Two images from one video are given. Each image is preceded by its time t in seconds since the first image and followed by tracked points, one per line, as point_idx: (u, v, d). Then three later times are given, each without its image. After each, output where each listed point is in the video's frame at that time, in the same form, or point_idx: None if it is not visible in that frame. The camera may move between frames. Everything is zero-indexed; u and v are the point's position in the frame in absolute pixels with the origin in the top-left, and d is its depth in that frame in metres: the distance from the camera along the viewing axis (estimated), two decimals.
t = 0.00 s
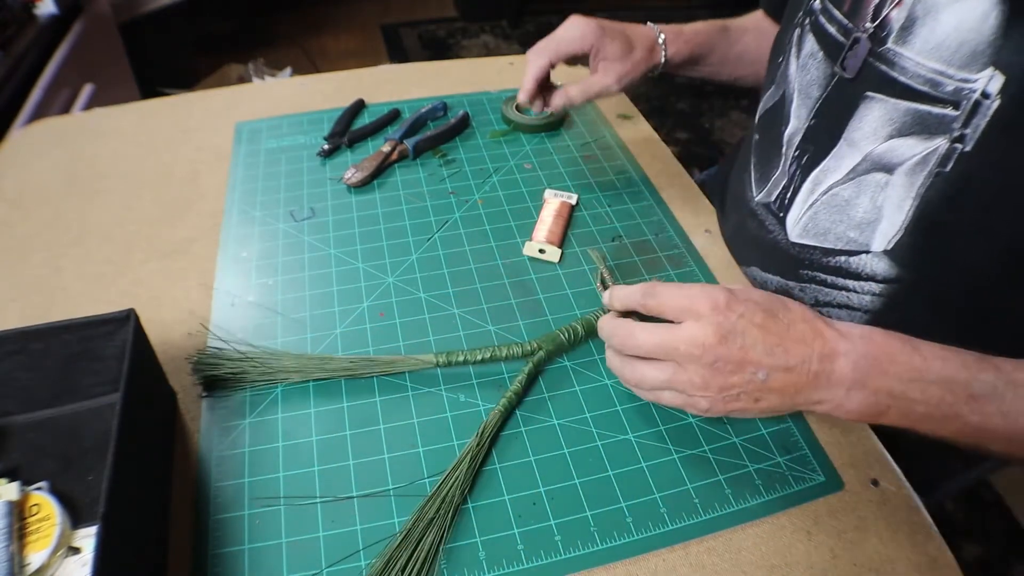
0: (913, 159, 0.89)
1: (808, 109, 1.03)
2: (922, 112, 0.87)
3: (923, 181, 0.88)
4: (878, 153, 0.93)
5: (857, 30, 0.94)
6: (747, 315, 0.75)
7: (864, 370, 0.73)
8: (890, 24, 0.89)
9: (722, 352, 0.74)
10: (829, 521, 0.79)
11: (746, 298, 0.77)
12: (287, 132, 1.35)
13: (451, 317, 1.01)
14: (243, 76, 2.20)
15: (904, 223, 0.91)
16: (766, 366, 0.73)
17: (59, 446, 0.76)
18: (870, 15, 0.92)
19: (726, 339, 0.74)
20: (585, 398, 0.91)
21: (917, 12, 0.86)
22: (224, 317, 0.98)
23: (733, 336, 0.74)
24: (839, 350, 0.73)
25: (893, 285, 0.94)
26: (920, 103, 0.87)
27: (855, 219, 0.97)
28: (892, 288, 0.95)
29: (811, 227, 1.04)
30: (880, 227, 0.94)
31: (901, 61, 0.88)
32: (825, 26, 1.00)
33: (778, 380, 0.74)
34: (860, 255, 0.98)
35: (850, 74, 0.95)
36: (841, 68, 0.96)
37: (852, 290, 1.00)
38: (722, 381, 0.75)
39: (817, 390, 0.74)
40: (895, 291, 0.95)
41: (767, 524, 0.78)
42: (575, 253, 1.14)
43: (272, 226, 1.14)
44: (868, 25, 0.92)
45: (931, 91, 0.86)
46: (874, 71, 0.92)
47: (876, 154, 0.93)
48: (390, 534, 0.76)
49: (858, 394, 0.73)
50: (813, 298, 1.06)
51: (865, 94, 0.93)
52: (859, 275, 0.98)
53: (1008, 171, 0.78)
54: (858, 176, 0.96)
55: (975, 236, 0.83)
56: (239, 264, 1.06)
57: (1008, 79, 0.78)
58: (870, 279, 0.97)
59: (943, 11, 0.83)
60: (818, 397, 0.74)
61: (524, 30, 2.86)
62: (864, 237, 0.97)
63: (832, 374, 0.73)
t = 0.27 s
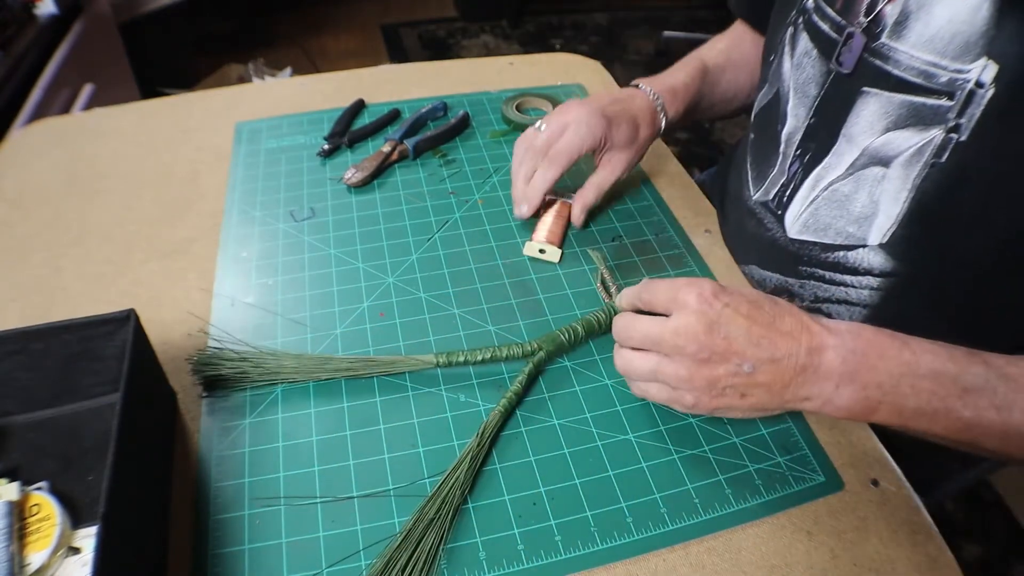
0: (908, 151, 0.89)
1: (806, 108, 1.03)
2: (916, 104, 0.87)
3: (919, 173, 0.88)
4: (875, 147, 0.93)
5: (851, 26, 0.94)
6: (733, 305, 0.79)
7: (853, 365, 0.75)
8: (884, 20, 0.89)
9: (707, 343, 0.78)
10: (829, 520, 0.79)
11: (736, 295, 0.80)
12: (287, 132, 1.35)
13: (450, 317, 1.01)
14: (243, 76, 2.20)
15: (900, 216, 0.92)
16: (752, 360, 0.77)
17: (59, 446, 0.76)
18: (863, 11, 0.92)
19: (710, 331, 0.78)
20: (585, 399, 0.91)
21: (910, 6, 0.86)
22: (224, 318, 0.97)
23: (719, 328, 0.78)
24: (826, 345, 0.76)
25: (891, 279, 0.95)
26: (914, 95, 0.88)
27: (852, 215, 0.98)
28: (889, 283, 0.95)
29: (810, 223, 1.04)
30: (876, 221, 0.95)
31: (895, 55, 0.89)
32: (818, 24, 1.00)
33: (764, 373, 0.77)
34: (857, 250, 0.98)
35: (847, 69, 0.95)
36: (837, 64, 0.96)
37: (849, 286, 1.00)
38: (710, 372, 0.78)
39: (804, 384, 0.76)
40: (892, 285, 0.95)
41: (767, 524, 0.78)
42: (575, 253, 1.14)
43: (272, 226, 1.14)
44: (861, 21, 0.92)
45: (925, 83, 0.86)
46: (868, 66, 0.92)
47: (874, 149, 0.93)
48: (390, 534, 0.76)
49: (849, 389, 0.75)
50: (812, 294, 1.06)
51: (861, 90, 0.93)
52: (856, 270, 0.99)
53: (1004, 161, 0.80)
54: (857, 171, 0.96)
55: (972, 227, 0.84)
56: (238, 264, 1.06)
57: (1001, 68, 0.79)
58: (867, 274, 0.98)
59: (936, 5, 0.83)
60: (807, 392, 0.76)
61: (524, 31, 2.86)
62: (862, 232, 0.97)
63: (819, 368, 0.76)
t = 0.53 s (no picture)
0: (907, 152, 0.89)
1: (805, 110, 1.02)
2: (915, 105, 0.87)
3: (917, 175, 0.88)
4: (874, 149, 0.93)
5: (849, 27, 0.94)
6: (728, 300, 0.79)
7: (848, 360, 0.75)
8: (883, 21, 0.89)
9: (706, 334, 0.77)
10: (829, 520, 0.79)
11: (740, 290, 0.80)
12: (287, 132, 1.35)
13: (450, 317, 1.01)
14: (243, 76, 2.20)
15: (897, 218, 0.92)
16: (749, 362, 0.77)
17: (59, 446, 0.76)
18: (860, 13, 0.92)
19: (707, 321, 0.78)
20: (584, 399, 0.91)
21: (908, 8, 0.86)
22: (224, 318, 0.97)
23: (715, 322, 0.78)
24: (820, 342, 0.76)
25: (890, 280, 0.95)
26: (913, 96, 0.88)
27: (851, 216, 0.98)
28: (889, 284, 0.96)
29: (808, 225, 1.04)
30: (875, 222, 0.95)
31: (894, 57, 0.89)
32: (815, 26, 1.00)
33: (760, 367, 0.77)
34: (855, 252, 0.98)
35: (844, 71, 0.95)
36: (835, 66, 0.96)
37: (848, 288, 1.01)
38: (706, 366, 0.79)
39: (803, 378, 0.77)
40: (891, 286, 0.96)
41: (767, 524, 0.78)
42: (575, 253, 1.14)
43: (272, 226, 1.14)
44: (858, 22, 0.92)
45: (923, 84, 0.86)
46: (867, 68, 0.92)
47: (872, 150, 0.93)
48: (390, 534, 0.76)
49: (843, 383, 0.75)
50: (810, 296, 1.06)
51: (859, 92, 0.93)
52: (855, 272, 0.99)
53: (1001, 164, 0.80)
54: (855, 173, 0.96)
55: (970, 230, 0.84)
56: (238, 265, 1.06)
57: (999, 69, 0.79)
58: (866, 276, 0.98)
59: (935, 6, 0.83)
60: (802, 386, 0.76)
61: (524, 31, 2.86)
62: (860, 233, 0.97)
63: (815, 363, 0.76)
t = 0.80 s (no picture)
0: (909, 154, 0.89)
1: (806, 110, 1.03)
2: (918, 107, 0.87)
3: (919, 176, 0.88)
4: (876, 150, 0.93)
5: (853, 27, 0.94)
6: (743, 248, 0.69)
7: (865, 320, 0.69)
8: (886, 22, 0.89)
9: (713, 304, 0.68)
10: (829, 521, 0.79)
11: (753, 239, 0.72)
12: (286, 132, 1.35)
13: (450, 318, 1.01)
14: (243, 76, 2.20)
15: (899, 219, 0.92)
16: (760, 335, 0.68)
17: (59, 446, 0.76)
18: (864, 12, 0.92)
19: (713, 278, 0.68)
20: (585, 398, 0.91)
21: (911, 9, 0.86)
22: (224, 318, 0.97)
23: (737, 271, 0.67)
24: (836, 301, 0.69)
25: (893, 281, 0.95)
26: (915, 98, 0.87)
27: (852, 217, 0.97)
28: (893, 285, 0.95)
29: (810, 225, 1.04)
30: (877, 223, 0.95)
31: (897, 58, 0.89)
32: (819, 26, 1.00)
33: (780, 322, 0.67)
34: (856, 253, 0.98)
35: (847, 70, 0.95)
36: (838, 65, 0.96)
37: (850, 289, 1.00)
38: (730, 318, 0.67)
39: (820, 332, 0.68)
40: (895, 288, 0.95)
41: (767, 524, 0.78)
42: (575, 253, 1.14)
43: (272, 226, 1.14)
44: (862, 21, 0.93)
45: (925, 86, 0.86)
46: (869, 68, 0.92)
47: (874, 151, 0.93)
48: (390, 534, 0.76)
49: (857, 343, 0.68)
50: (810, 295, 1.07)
51: (862, 92, 0.93)
52: (856, 273, 0.98)
53: (1002, 168, 0.80)
54: (857, 174, 0.96)
55: (970, 232, 0.85)
56: (238, 264, 1.06)
57: (1002, 71, 0.79)
58: (867, 277, 0.97)
59: (937, 7, 0.83)
60: (820, 344, 0.68)
61: (524, 31, 2.86)
62: (861, 234, 0.97)
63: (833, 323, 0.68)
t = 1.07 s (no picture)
0: (914, 152, 0.89)
1: (814, 107, 1.04)
2: (924, 105, 0.87)
3: (923, 174, 0.88)
4: (882, 148, 0.93)
5: (861, 24, 0.94)
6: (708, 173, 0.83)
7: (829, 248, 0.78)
8: (896, 21, 0.89)
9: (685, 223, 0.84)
10: (829, 521, 0.79)
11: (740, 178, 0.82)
12: (287, 132, 1.35)
13: (451, 317, 1.01)
14: (243, 76, 2.20)
15: (903, 218, 0.92)
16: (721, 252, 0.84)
17: (59, 446, 0.76)
18: (875, 10, 0.92)
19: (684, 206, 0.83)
20: (585, 398, 0.91)
21: (921, 7, 0.86)
22: (224, 318, 0.97)
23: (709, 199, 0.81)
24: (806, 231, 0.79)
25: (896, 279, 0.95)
26: (921, 95, 0.87)
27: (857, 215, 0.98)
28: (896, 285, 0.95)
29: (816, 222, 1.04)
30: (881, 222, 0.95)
31: (905, 56, 0.89)
32: (829, 24, 1.00)
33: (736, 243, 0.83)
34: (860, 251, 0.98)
35: (856, 68, 0.95)
36: (846, 63, 0.97)
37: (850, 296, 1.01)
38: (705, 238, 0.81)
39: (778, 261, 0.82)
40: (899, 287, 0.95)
41: (767, 524, 0.78)
42: (575, 253, 1.14)
43: (272, 226, 1.14)
44: (872, 19, 0.93)
45: (932, 83, 0.86)
46: (877, 66, 0.92)
47: (880, 149, 0.93)
48: (390, 534, 0.76)
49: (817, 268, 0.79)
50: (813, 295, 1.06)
51: (869, 90, 0.94)
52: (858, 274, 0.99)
53: (1006, 163, 0.79)
54: (863, 172, 0.96)
55: (975, 227, 0.84)
56: (238, 264, 1.06)
57: (1009, 71, 0.78)
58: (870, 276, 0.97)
59: (947, 6, 0.83)
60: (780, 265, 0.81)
61: (524, 31, 2.86)
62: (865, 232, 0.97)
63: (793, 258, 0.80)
